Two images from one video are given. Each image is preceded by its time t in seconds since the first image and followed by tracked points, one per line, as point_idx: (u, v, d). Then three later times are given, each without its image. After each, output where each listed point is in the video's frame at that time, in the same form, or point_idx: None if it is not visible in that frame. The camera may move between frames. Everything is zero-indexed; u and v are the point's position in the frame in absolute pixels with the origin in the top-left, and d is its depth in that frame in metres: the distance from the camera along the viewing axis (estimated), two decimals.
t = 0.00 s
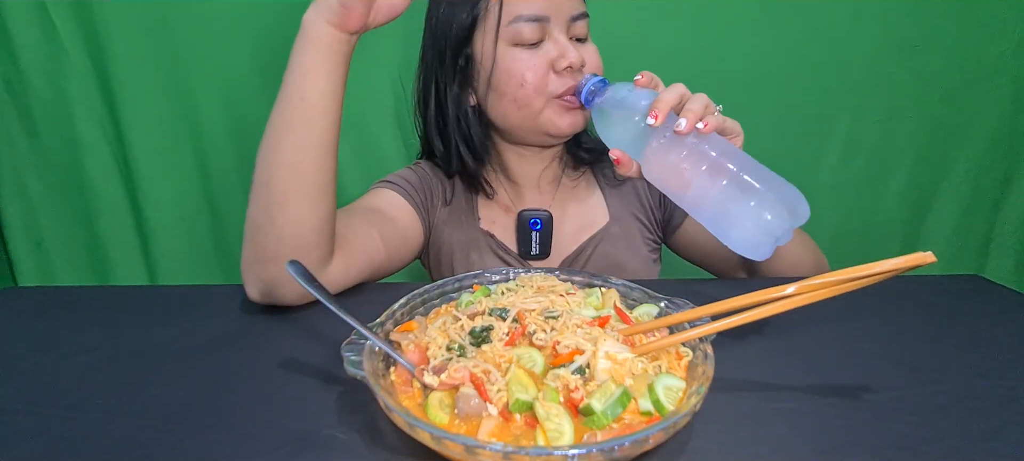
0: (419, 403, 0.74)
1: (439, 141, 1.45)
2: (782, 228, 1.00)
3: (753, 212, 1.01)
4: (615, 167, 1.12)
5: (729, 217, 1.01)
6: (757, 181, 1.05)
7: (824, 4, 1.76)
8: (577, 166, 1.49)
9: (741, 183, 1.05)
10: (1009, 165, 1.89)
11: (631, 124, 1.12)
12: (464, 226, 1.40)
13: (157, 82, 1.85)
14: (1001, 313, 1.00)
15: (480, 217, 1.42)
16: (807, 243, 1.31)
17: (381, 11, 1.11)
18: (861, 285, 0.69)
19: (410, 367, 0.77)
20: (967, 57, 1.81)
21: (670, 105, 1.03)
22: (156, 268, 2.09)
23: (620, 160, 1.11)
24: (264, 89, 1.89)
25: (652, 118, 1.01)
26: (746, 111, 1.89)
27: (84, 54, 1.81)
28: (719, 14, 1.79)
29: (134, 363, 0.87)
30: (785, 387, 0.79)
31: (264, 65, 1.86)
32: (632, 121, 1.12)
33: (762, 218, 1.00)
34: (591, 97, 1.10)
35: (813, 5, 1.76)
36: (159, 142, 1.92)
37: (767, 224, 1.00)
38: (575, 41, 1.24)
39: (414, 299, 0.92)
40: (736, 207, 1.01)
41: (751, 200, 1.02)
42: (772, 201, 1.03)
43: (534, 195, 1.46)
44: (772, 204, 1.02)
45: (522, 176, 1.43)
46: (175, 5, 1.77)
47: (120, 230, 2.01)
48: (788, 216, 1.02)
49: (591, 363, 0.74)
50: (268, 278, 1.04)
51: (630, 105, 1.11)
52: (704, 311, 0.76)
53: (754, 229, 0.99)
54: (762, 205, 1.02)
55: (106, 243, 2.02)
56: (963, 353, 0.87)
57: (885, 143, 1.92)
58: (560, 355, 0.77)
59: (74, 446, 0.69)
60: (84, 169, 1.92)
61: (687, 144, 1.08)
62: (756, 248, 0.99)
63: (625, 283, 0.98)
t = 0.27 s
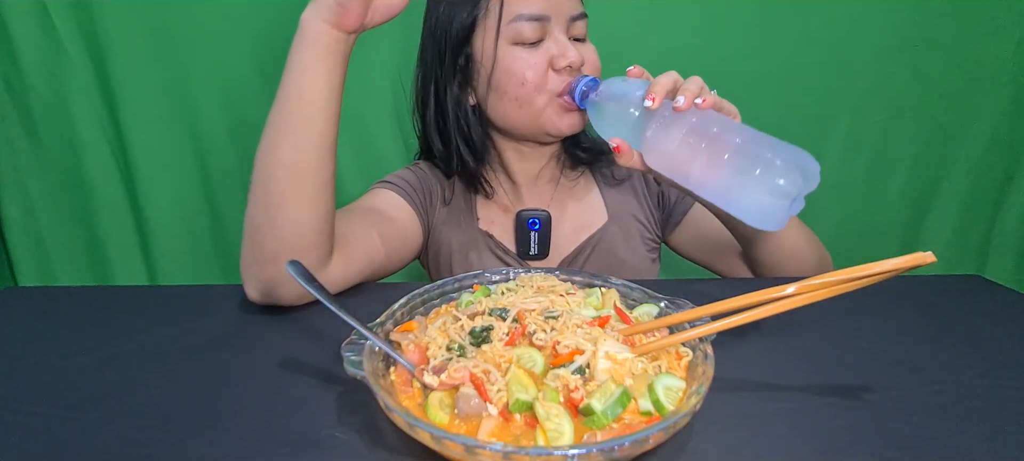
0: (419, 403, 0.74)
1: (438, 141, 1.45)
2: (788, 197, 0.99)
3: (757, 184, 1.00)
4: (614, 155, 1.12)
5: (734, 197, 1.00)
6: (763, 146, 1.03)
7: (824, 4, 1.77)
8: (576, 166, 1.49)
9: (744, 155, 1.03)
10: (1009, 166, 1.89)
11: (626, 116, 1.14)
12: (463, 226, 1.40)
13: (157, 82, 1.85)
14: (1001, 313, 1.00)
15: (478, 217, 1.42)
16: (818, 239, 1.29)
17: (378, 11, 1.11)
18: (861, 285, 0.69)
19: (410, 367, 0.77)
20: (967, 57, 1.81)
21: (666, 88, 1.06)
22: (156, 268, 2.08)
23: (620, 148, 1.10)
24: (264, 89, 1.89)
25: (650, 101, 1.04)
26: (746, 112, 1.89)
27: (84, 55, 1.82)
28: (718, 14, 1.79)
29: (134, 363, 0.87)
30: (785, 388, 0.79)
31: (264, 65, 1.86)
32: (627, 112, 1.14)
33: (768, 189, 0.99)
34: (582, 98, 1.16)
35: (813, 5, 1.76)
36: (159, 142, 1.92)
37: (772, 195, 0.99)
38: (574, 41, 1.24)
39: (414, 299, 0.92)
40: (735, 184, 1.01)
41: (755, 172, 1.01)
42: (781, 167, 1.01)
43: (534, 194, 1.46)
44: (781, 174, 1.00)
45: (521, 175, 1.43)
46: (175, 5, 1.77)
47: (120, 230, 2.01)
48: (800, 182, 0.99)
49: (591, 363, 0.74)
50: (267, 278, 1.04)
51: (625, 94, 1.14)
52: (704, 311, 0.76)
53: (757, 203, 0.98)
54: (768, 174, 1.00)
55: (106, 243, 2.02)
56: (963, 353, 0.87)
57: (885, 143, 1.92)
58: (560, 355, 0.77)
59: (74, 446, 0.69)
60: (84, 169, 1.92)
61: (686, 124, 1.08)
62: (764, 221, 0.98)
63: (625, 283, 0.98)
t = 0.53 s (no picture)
0: (419, 403, 0.74)
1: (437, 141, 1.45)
2: (803, 147, 1.00)
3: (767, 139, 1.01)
4: (618, 135, 1.10)
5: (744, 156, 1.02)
6: (771, 96, 1.02)
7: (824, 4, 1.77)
8: (575, 166, 1.48)
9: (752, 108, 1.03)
10: (1009, 166, 1.89)
11: (626, 102, 1.15)
12: (462, 227, 1.39)
13: (157, 82, 1.85)
14: (1001, 313, 1.00)
15: (478, 217, 1.42)
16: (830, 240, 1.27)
17: (378, 11, 1.11)
18: (860, 285, 0.69)
19: (410, 367, 0.77)
20: (967, 57, 1.81)
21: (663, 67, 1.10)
22: (156, 268, 2.08)
23: (624, 125, 1.08)
24: (264, 89, 1.89)
25: (650, 75, 1.08)
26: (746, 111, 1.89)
27: (84, 54, 1.82)
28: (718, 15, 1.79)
29: (134, 363, 0.87)
30: (785, 388, 0.79)
31: (264, 65, 1.86)
32: (626, 99, 1.15)
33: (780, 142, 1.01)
34: (581, 95, 1.19)
35: (813, 5, 1.76)
36: (159, 142, 1.92)
37: (786, 148, 1.01)
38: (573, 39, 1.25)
39: (414, 299, 0.93)
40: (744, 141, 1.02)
41: (764, 125, 1.02)
42: (799, 114, 1.00)
43: (533, 194, 1.46)
44: (794, 123, 1.00)
45: (521, 175, 1.43)
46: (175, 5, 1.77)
47: (120, 230, 2.01)
48: (815, 127, 0.99)
49: (591, 363, 0.74)
50: (267, 279, 1.04)
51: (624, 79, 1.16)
52: (704, 311, 0.76)
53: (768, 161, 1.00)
54: (780, 126, 1.01)
55: (106, 243, 2.02)
56: (963, 353, 0.87)
57: (885, 143, 1.92)
58: (560, 355, 0.77)
59: (73, 446, 0.69)
60: (84, 169, 1.92)
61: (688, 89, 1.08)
62: (779, 177, 1.00)
63: (625, 283, 0.98)
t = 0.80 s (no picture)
0: (419, 403, 0.74)
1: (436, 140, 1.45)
2: (811, 117, 0.97)
3: (772, 114, 0.99)
4: (621, 123, 1.06)
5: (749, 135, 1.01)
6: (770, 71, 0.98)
7: (824, 4, 1.77)
8: (575, 164, 1.48)
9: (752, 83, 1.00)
10: (1009, 166, 1.89)
11: (625, 92, 1.17)
12: (462, 227, 1.40)
13: (157, 82, 1.85)
14: (1001, 313, 1.00)
15: (477, 217, 1.42)
16: (836, 232, 1.24)
17: (379, 12, 1.11)
18: (861, 285, 0.69)
19: (410, 367, 0.77)
20: (967, 57, 1.81)
21: (662, 53, 1.11)
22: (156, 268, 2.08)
23: (625, 112, 1.05)
24: (263, 88, 1.89)
25: (649, 60, 1.08)
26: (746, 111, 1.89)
27: (84, 54, 1.82)
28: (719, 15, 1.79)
29: (134, 363, 0.87)
30: (785, 388, 0.79)
31: (264, 65, 1.86)
32: (626, 89, 1.17)
33: (786, 116, 0.98)
34: (582, 91, 1.19)
35: (813, 5, 1.76)
36: (159, 142, 1.92)
37: (793, 120, 0.98)
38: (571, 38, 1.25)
39: (414, 299, 0.93)
40: (747, 120, 1.01)
41: (766, 100, 0.99)
42: (804, 83, 0.95)
43: (533, 193, 1.46)
44: (798, 93, 0.96)
45: (520, 175, 1.44)
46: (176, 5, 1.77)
47: (120, 229, 2.01)
48: (820, 95, 0.94)
49: (591, 363, 0.74)
50: (267, 279, 1.04)
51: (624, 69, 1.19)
52: (704, 311, 0.76)
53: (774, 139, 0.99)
54: (783, 99, 0.98)
55: (106, 243, 2.02)
56: (963, 353, 0.87)
57: (885, 143, 1.92)
58: (560, 355, 0.77)
59: (74, 445, 0.69)
60: (84, 169, 1.92)
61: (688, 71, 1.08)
62: (788, 154, 0.98)
63: (625, 283, 0.98)
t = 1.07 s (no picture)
0: (419, 403, 0.74)
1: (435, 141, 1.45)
2: (809, 111, 0.96)
3: (769, 109, 0.98)
4: (618, 121, 1.06)
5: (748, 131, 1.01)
6: (767, 67, 0.98)
7: (824, 4, 1.77)
8: (574, 164, 1.48)
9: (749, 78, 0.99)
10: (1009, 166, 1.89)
11: (622, 90, 1.17)
12: (461, 227, 1.40)
13: (157, 82, 1.85)
14: (1000, 313, 1.00)
15: (476, 217, 1.42)
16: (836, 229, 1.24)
17: (381, 13, 1.12)
18: (861, 285, 0.69)
19: (410, 367, 0.77)
20: (968, 57, 1.81)
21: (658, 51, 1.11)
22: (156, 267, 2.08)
23: (623, 110, 1.05)
24: (263, 88, 1.88)
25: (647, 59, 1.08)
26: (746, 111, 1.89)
27: (84, 54, 1.82)
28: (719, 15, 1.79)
29: (134, 363, 0.87)
30: (785, 388, 0.79)
31: (264, 65, 1.86)
32: (623, 87, 1.17)
33: (784, 110, 0.98)
34: (578, 91, 1.20)
35: (813, 5, 1.77)
36: (159, 142, 1.92)
37: (792, 115, 0.97)
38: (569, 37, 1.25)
39: (414, 299, 0.93)
40: (745, 116, 1.00)
41: (764, 95, 0.98)
42: (803, 77, 0.94)
43: (532, 193, 1.46)
44: (795, 87, 0.96)
45: (519, 175, 1.44)
46: (176, 5, 1.78)
47: (121, 229, 2.01)
48: (816, 88, 0.94)
49: (591, 363, 0.74)
50: (267, 279, 1.04)
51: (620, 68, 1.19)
52: (704, 311, 0.76)
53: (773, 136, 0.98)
54: (781, 94, 0.97)
55: (106, 243, 2.02)
56: (963, 353, 0.87)
57: (885, 143, 1.92)
58: (560, 355, 0.77)
59: (73, 446, 0.69)
60: (84, 169, 1.92)
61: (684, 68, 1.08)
62: (786, 149, 0.98)
63: (625, 283, 0.98)
